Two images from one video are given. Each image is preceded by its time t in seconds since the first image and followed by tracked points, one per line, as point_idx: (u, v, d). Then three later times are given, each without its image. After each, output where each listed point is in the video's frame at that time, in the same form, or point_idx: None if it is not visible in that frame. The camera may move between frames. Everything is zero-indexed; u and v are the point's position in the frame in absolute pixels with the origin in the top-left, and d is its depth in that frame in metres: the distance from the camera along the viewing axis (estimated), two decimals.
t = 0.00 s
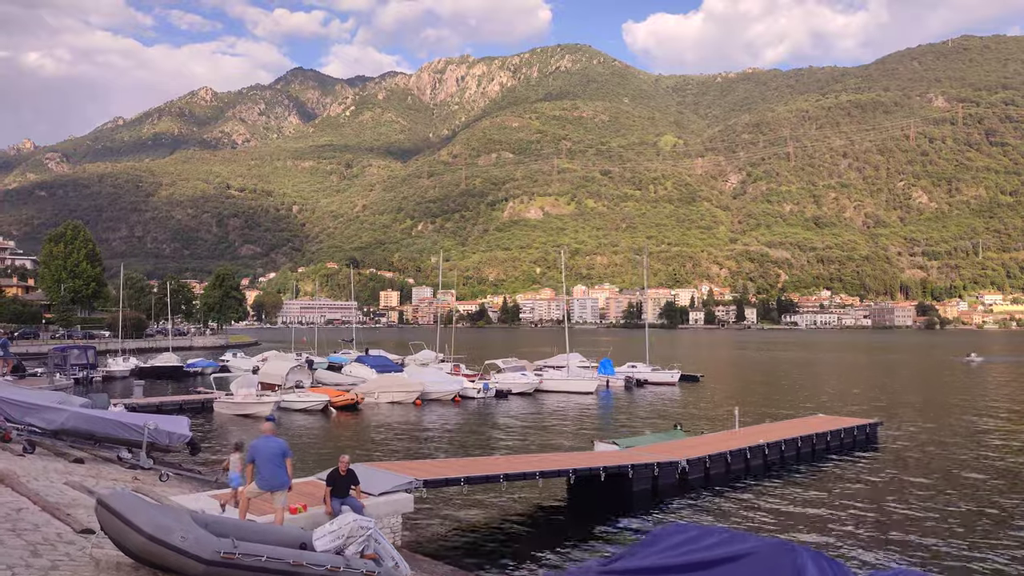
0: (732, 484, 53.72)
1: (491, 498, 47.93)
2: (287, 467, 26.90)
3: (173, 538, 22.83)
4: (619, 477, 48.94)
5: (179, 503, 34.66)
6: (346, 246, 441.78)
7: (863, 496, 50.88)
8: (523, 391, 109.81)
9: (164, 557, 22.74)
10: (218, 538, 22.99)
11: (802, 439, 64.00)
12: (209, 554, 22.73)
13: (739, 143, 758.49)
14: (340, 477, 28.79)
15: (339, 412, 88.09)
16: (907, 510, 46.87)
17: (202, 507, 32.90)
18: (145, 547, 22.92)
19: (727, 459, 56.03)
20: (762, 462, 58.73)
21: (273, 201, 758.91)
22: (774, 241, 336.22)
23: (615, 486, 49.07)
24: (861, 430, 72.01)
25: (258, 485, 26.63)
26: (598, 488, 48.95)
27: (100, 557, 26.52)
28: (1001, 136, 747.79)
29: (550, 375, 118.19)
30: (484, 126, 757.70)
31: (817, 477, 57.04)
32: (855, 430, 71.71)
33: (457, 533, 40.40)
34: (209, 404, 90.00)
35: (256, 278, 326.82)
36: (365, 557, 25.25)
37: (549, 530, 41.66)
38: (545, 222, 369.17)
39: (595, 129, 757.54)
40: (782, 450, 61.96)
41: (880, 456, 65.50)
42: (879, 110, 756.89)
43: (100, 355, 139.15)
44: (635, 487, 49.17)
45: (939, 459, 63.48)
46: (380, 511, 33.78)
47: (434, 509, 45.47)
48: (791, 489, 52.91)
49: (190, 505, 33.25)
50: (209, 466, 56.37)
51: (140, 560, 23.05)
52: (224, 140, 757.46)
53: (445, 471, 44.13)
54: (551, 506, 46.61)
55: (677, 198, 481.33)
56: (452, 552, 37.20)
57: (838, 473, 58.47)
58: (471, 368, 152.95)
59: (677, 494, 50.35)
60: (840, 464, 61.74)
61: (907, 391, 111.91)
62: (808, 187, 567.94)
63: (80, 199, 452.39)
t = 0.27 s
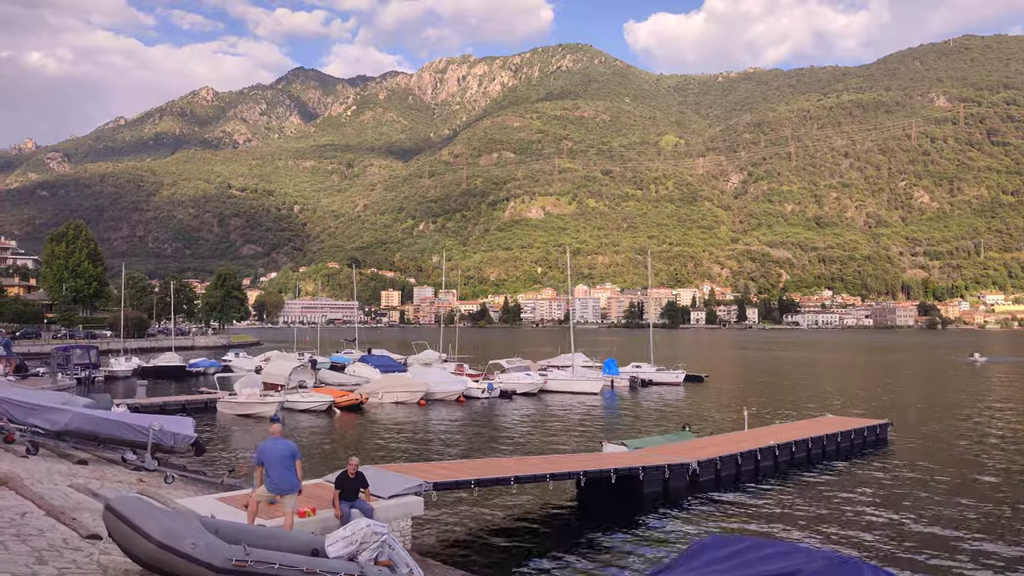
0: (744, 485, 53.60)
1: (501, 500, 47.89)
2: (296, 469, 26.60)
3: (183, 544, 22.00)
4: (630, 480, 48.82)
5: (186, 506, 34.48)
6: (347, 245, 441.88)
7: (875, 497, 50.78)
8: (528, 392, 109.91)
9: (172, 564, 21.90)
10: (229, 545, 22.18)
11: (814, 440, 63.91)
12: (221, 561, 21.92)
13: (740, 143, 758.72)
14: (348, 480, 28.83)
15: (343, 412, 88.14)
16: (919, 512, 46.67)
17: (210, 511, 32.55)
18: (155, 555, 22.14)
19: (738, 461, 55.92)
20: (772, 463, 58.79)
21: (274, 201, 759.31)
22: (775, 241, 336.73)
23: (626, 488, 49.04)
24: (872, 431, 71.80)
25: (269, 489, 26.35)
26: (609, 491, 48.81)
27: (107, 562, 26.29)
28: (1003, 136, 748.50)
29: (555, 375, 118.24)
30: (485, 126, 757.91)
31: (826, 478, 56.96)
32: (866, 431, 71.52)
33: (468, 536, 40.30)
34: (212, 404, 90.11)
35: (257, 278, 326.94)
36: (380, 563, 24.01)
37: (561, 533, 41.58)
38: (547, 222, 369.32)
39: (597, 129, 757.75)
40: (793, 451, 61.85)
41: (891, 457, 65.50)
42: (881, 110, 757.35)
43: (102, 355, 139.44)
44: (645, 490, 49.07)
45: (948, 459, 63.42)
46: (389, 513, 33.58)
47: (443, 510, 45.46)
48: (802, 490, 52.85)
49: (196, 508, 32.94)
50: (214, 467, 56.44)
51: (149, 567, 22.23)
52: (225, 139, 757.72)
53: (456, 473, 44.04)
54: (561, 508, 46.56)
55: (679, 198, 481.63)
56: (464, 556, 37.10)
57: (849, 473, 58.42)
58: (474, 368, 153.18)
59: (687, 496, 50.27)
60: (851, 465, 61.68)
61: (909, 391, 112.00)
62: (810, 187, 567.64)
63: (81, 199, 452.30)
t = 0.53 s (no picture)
0: (755, 488, 53.61)
1: (512, 503, 47.87)
2: (307, 472, 26.43)
3: (196, 553, 21.26)
4: (642, 483, 48.94)
5: (193, 511, 34.21)
6: (349, 246, 441.89)
7: (888, 499, 50.78)
8: (532, 393, 109.94)
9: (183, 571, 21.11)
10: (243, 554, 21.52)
11: (825, 442, 63.95)
12: (237, 568, 21.30)
13: (741, 143, 758.54)
14: (359, 483, 28.68)
15: (347, 413, 88.16)
16: (931, 515, 46.58)
17: (218, 517, 32.05)
18: (166, 563, 21.32)
19: (750, 464, 55.92)
20: (784, 465, 58.85)
21: (275, 201, 759.53)
22: (776, 241, 337.13)
23: (638, 491, 49.03)
24: (883, 433, 71.66)
25: (280, 492, 26.22)
26: (621, 494, 48.83)
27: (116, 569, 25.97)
28: (1004, 137, 748.57)
29: (560, 376, 118.15)
30: (486, 126, 757.86)
31: (839, 480, 56.94)
32: (876, 433, 71.44)
33: (481, 539, 40.36)
34: (215, 406, 90.04)
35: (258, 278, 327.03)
36: (396, 569, 23.37)
37: (573, 536, 41.53)
38: (548, 222, 369.60)
39: (597, 129, 757.50)
40: (805, 454, 61.88)
41: (902, 458, 65.48)
42: (882, 110, 757.39)
43: (104, 356, 139.55)
44: (657, 493, 49.09)
45: (957, 460, 63.40)
46: (400, 517, 33.34)
47: (453, 514, 45.39)
48: (813, 493, 52.86)
49: (206, 513, 32.71)
50: (218, 469, 56.32)
51: None
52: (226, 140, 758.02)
53: (468, 476, 44.08)
54: (573, 511, 46.53)
55: (680, 199, 481.87)
56: (478, 560, 37.02)
57: (861, 475, 58.42)
58: (477, 368, 153.21)
59: (700, 499, 50.30)
60: (863, 467, 61.67)
61: (911, 392, 111.95)
62: (812, 188, 567.56)
63: (82, 200, 452.18)
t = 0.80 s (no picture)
0: (768, 489, 53.64)
1: (524, 505, 47.88)
2: (320, 474, 26.54)
3: (211, 557, 20.55)
4: (655, 484, 49.07)
5: (202, 513, 34.09)
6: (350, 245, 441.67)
7: (901, 501, 50.83)
8: (538, 392, 110.07)
9: None
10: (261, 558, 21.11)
11: (838, 443, 64.06)
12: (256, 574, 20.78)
13: (743, 142, 757.63)
14: (371, 485, 28.75)
15: (353, 413, 88.21)
16: (944, 517, 46.60)
17: (230, 521, 31.80)
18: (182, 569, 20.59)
19: (762, 465, 56.05)
20: (796, 466, 59.03)
21: (277, 200, 759.27)
22: (778, 241, 336.80)
23: (652, 494, 49.00)
24: (895, 433, 71.54)
25: (292, 495, 26.15)
26: (634, 495, 48.89)
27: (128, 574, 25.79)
28: (1007, 136, 747.94)
29: (566, 376, 118.14)
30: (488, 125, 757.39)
31: (851, 481, 57.06)
32: (888, 433, 71.38)
33: (495, 542, 40.23)
34: (220, 405, 90.14)
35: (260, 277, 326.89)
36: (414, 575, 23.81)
37: (588, 539, 41.48)
38: (550, 222, 369.57)
39: (599, 128, 756.61)
40: (817, 454, 61.99)
41: (914, 459, 65.48)
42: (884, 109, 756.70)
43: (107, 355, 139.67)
44: (669, 495, 49.19)
45: (968, 462, 63.42)
46: (413, 520, 33.39)
47: (463, 514, 45.46)
48: (826, 494, 52.93)
49: (217, 516, 32.65)
50: (225, 470, 56.34)
51: None
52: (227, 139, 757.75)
53: (480, 477, 43.85)
54: (586, 512, 46.49)
55: (682, 198, 481.48)
56: (492, 562, 37.02)
57: (874, 476, 58.54)
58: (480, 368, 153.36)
59: (712, 500, 50.40)
60: (875, 468, 61.74)
61: (914, 391, 111.87)
62: (814, 188, 566.92)
63: (84, 200, 451.92)
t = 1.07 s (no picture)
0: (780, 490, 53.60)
1: (535, 508, 47.70)
2: (333, 479, 26.49)
3: (228, 567, 20.36)
4: (669, 487, 48.99)
5: (211, 518, 33.99)
6: (352, 245, 441.34)
7: (915, 503, 50.76)
8: (543, 392, 110.06)
9: None
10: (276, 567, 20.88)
11: (850, 444, 64.01)
12: None
13: (744, 142, 757.42)
14: (382, 489, 28.77)
15: (357, 414, 88.17)
16: (955, 518, 46.62)
17: (241, 528, 31.67)
18: None
19: (776, 466, 56.00)
20: (809, 468, 58.94)
21: (278, 201, 759.30)
22: (780, 240, 336.83)
23: (665, 496, 48.93)
24: (906, 434, 71.28)
25: (304, 499, 26.12)
26: (648, 497, 48.81)
27: None
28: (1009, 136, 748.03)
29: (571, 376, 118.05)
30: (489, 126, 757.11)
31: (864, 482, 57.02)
32: (898, 434, 71.22)
33: (508, 545, 40.04)
34: (224, 406, 90.17)
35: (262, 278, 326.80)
36: None
37: (602, 542, 41.28)
38: (552, 222, 369.68)
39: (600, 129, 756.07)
40: (829, 455, 61.95)
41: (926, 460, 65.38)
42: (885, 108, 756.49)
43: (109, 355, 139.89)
44: (683, 497, 49.17)
45: (979, 462, 63.29)
46: (425, 524, 33.39)
47: (474, 516, 45.41)
48: (839, 496, 52.90)
49: (227, 522, 32.59)
50: (230, 472, 56.33)
51: None
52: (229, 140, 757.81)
53: (492, 481, 43.65)
54: (598, 515, 46.31)
55: (684, 198, 481.20)
56: (506, 566, 36.82)
57: (887, 478, 58.44)
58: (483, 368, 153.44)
59: (725, 502, 50.43)
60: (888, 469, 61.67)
61: (916, 391, 111.79)
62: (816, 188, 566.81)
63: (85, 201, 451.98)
